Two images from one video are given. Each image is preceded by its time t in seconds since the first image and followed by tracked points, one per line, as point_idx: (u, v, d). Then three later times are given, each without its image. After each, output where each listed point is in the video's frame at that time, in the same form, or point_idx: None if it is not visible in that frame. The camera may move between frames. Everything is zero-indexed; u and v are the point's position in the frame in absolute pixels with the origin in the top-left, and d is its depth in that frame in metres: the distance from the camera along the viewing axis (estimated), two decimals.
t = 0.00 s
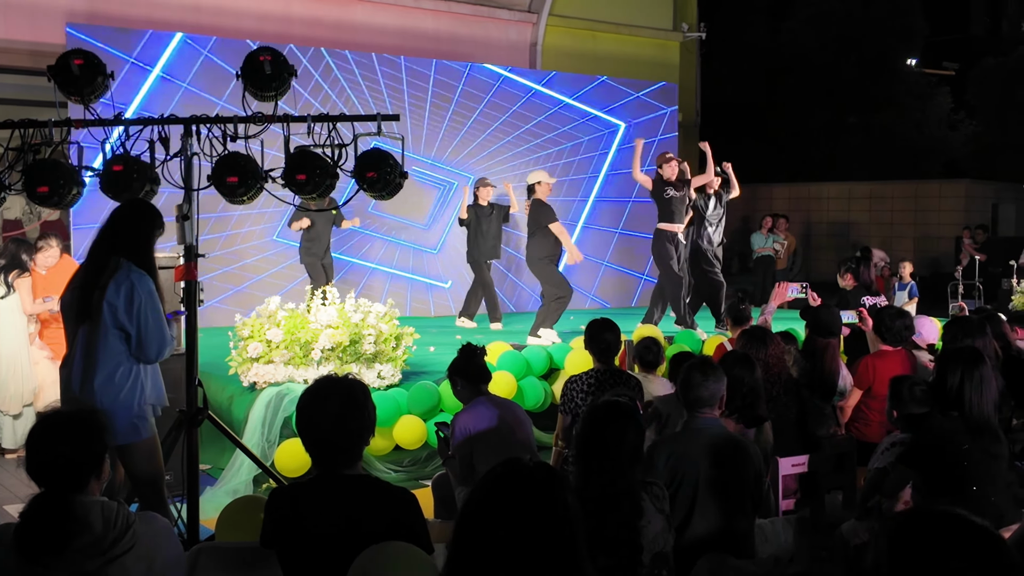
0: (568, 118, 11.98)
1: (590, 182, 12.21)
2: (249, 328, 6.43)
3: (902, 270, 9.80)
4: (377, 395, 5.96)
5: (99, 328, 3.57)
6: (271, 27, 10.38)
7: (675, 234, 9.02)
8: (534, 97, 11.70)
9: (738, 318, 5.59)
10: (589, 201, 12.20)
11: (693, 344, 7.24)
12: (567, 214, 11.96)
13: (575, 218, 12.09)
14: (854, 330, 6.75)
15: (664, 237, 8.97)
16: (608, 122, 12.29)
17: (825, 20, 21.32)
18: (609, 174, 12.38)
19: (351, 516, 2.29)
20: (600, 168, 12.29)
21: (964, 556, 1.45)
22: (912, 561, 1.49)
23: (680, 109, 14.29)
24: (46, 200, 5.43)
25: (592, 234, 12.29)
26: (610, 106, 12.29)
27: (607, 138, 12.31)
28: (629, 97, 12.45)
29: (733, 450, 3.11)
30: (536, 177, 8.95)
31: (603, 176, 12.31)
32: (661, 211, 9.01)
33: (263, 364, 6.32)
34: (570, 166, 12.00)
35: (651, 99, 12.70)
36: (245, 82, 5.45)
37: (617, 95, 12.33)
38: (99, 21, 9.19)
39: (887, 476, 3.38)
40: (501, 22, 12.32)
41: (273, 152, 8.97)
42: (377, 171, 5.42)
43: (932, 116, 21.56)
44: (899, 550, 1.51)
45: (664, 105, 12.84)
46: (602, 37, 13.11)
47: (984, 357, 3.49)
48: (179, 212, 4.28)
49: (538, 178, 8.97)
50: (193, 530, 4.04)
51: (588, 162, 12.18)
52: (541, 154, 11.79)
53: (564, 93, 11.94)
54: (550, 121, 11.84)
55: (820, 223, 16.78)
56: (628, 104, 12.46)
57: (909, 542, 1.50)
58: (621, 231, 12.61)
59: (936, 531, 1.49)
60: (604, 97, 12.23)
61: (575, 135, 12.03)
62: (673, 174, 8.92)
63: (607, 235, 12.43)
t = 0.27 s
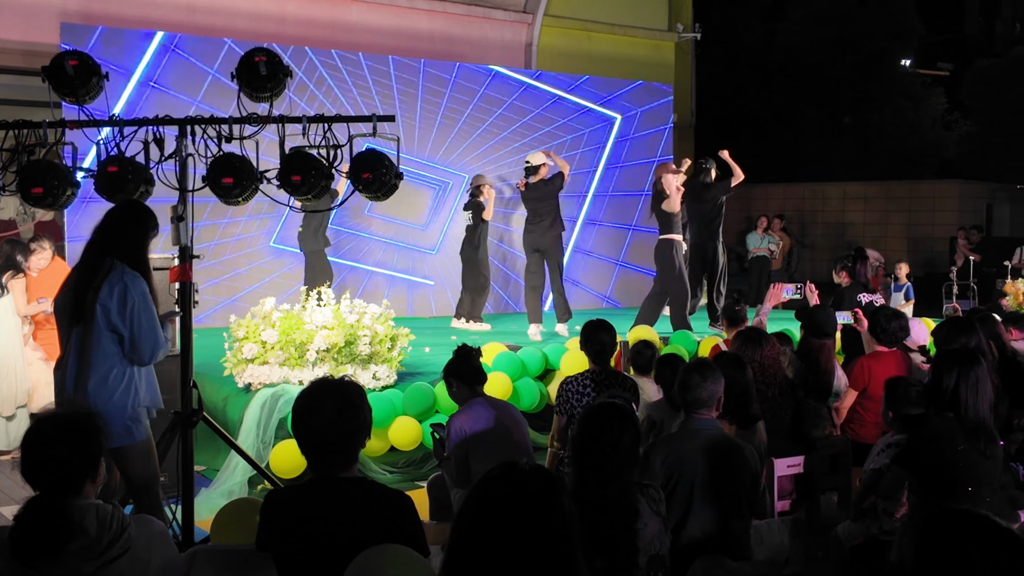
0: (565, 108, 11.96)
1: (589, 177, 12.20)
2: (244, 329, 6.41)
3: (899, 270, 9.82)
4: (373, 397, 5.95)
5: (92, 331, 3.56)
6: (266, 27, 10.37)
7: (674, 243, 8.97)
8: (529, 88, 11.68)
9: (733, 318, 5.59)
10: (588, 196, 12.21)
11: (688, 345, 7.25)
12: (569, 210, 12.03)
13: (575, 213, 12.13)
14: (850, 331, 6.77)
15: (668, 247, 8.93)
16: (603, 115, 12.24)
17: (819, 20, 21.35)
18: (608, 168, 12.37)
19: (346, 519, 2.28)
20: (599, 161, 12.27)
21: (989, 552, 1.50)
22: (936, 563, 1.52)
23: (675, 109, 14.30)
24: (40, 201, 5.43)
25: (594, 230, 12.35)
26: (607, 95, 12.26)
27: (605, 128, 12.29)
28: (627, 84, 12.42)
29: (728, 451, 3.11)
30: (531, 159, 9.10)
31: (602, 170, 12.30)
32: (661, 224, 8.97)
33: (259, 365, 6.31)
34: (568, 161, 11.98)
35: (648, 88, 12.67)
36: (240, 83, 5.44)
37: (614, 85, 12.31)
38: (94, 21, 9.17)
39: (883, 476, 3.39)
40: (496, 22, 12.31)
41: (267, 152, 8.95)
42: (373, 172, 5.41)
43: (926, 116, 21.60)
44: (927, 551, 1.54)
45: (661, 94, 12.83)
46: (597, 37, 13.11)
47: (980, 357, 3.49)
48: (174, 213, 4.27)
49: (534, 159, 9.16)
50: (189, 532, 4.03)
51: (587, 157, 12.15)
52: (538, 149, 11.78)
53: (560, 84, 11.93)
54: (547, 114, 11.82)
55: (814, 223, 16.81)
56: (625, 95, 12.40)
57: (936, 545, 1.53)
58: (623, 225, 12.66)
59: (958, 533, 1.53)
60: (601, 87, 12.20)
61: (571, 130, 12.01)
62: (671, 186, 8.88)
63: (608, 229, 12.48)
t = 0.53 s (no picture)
0: (559, 99, 11.98)
1: (586, 167, 12.24)
2: (236, 330, 6.40)
3: (892, 271, 9.85)
4: (366, 397, 5.94)
5: (81, 332, 3.55)
6: (258, 27, 10.35)
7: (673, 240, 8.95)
8: (522, 81, 11.68)
9: (727, 319, 5.59)
10: (587, 187, 12.25)
11: (681, 345, 7.25)
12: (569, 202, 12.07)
13: (575, 205, 12.17)
14: (842, 331, 6.78)
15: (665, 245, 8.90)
16: (596, 103, 12.27)
17: (812, 21, 21.39)
18: (606, 156, 12.41)
19: (340, 520, 2.27)
20: (595, 150, 12.30)
21: (986, 555, 1.49)
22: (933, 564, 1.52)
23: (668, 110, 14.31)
24: (32, 202, 5.40)
25: (594, 222, 12.44)
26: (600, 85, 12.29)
27: (599, 119, 12.32)
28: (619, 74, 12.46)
29: (722, 451, 3.11)
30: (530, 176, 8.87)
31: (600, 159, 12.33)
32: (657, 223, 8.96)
33: (252, 366, 6.31)
34: (562, 150, 11.99)
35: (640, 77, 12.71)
36: (232, 83, 5.42)
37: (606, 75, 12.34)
38: (86, 20, 9.14)
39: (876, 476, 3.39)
40: (489, 23, 12.29)
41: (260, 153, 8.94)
42: (366, 173, 5.40)
43: (917, 116, 21.59)
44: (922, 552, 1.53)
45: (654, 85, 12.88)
46: (590, 38, 13.12)
47: (974, 358, 3.51)
48: (167, 214, 4.25)
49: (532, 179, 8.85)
50: (181, 534, 4.01)
51: (583, 146, 12.19)
52: (533, 140, 11.78)
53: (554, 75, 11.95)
54: (541, 107, 11.83)
55: (806, 223, 16.84)
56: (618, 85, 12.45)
57: (933, 545, 1.53)
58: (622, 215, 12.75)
59: (955, 536, 1.53)
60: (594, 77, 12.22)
61: (566, 120, 12.03)
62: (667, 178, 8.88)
63: (609, 220, 12.58)
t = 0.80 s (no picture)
0: (552, 90, 12.00)
1: (581, 160, 12.29)
2: (227, 331, 6.39)
3: (883, 271, 9.92)
4: (358, 399, 5.92)
5: (70, 335, 3.53)
6: (249, 27, 10.32)
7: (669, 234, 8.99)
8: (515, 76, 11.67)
9: (719, 321, 5.59)
10: (583, 180, 12.32)
11: (672, 345, 7.26)
12: (566, 197, 12.14)
13: (572, 199, 12.24)
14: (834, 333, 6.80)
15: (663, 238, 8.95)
16: (586, 92, 12.26)
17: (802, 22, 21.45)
18: (600, 148, 12.43)
19: (333, 524, 2.27)
20: (589, 142, 12.32)
21: (960, 555, 1.50)
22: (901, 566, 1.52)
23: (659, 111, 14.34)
24: (22, 203, 5.37)
25: (592, 216, 12.54)
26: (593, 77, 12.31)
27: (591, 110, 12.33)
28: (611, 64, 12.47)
29: (715, 454, 3.11)
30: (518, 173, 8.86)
31: (594, 150, 12.36)
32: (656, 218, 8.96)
33: (243, 367, 6.26)
34: (557, 142, 12.05)
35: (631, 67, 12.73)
36: (223, 84, 5.40)
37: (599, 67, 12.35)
38: (76, 20, 9.10)
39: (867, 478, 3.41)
40: (481, 23, 12.28)
41: (252, 154, 8.92)
42: (358, 174, 5.40)
43: (908, 117, 21.41)
44: (895, 554, 1.53)
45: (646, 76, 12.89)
46: (582, 38, 13.13)
47: (965, 359, 3.53)
48: (158, 215, 4.23)
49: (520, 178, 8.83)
50: (172, 538, 4.00)
51: (577, 137, 12.22)
52: (526, 136, 11.81)
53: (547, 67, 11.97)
54: (534, 99, 11.85)
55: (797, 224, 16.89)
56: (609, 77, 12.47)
57: (904, 549, 1.53)
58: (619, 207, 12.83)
59: (925, 539, 1.52)
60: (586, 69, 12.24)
61: (558, 112, 12.05)
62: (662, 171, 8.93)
63: (606, 212, 12.68)
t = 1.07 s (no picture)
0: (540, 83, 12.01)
1: (571, 153, 12.32)
2: (214, 332, 6.35)
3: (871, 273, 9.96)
4: (345, 400, 5.91)
5: (55, 335, 3.51)
6: (236, 27, 10.29)
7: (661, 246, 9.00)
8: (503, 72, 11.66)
9: (707, 321, 5.60)
10: (574, 173, 12.37)
11: (659, 346, 7.28)
12: (558, 191, 12.19)
13: (565, 194, 12.28)
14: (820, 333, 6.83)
15: (656, 250, 8.97)
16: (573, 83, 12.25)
17: (789, 24, 21.55)
18: (591, 140, 12.46)
19: (320, 528, 2.26)
20: (578, 135, 12.36)
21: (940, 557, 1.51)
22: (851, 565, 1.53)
23: (647, 111, 14.36)
24: (7, 204, 5.33)
25: (586, 211, 12.60)
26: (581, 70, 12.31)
27: (580, 101, 12.35)
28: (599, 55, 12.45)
29: (702, 455, 3.12)
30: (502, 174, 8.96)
31: (584, 143, 12.40)
32: (646, 230, 8.99)
33: (229, 368, 6.24)
34: (548, 135, 12.07)
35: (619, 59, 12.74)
36: (210, 84, 5.38)
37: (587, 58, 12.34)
38: (61, 20, 9.06)
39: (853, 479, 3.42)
40: (468, 24, 12.25)
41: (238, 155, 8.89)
42: (345, 175, 5.38)
43: (895, 119, 21.56)
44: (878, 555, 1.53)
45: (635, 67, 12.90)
46: (569, 39, 13.13)
47: (950, 360, 3.56)
48: (144, 216, 4.21)
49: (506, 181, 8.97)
50: (159, 540, 3.97)
51: (567, 130, 12.25)
52: (515, 131, 11.81)
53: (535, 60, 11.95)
54: (523, 92, 11.83)
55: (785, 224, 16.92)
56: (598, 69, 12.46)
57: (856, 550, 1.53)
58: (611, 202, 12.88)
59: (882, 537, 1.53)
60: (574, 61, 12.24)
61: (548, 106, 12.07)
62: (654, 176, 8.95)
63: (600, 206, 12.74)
